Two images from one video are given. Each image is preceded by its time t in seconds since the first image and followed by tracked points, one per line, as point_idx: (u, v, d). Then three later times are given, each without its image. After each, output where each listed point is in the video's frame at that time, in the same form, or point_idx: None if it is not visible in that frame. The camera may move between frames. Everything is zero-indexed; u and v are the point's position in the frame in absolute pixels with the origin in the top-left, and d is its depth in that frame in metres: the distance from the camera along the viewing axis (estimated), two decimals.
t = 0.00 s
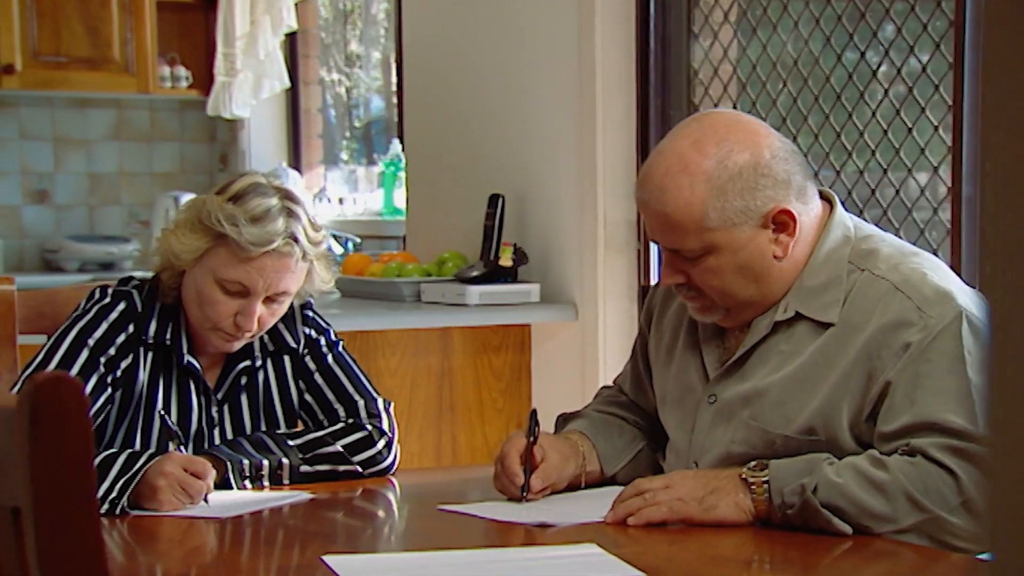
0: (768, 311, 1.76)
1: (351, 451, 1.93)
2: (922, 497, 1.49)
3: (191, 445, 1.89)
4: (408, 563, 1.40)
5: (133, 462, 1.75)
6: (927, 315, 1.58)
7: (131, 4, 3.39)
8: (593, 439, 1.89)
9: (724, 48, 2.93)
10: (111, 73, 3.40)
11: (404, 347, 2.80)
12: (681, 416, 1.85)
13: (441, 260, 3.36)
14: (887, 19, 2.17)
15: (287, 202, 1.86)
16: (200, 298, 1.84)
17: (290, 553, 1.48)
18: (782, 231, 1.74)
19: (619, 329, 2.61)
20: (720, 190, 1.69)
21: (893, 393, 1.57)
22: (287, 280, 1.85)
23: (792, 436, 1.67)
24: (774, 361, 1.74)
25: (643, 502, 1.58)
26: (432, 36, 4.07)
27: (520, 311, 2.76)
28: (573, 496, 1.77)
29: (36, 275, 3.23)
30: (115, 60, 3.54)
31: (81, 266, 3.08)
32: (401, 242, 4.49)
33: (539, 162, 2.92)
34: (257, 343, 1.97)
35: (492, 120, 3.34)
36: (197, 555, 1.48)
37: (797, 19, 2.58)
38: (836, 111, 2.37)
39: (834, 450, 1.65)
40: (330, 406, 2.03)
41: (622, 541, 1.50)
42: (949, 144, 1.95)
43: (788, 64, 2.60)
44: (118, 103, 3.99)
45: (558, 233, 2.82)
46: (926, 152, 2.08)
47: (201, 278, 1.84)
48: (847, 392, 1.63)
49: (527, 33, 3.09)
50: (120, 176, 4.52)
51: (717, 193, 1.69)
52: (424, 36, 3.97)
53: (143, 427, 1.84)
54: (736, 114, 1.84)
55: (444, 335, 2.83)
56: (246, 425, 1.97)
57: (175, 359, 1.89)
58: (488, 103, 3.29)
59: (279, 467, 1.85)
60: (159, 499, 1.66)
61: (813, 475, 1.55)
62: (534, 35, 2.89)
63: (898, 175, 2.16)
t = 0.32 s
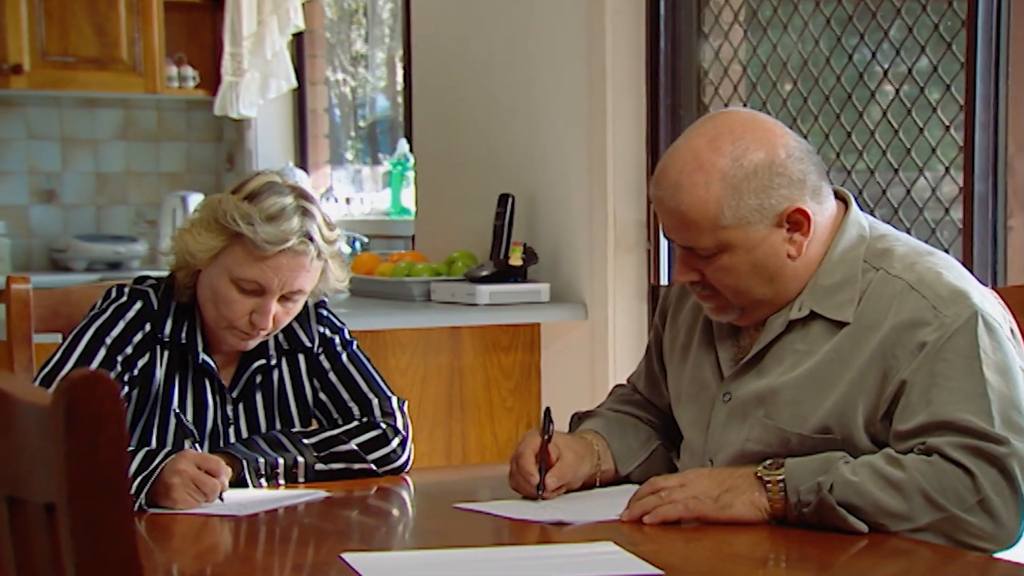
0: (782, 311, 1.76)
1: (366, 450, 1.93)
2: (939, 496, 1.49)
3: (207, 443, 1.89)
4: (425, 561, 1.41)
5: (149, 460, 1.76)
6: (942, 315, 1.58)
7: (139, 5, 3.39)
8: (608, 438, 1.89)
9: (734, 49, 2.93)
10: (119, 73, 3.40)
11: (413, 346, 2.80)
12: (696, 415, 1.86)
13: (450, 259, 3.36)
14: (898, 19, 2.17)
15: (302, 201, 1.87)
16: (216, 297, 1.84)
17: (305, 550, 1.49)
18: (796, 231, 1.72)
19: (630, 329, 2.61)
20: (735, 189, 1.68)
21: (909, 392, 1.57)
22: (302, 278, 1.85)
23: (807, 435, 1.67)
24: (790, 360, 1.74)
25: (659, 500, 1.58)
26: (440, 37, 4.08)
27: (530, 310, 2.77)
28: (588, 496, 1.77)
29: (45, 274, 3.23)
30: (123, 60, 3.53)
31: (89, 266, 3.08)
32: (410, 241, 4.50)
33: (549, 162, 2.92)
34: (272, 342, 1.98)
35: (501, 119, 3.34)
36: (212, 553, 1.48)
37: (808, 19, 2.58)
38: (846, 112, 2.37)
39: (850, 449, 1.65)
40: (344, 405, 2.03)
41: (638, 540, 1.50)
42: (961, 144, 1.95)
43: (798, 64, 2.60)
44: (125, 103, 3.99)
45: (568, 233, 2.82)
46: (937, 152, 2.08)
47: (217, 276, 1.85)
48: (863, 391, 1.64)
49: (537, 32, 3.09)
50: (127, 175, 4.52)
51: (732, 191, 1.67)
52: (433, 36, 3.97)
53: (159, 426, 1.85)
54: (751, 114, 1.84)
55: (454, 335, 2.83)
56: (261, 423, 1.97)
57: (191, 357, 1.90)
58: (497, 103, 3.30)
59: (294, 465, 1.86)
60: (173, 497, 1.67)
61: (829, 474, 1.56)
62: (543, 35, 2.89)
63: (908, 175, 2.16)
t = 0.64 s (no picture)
0: (795, 311, 1.77)
1: (380, 449, 1.94)
2: (953, 494, 1.49)
3: (220, 443, 1.90)
4: (439, 559, 1.41)
5: (164, 460, 1.76)
6: (955, 314, 1.58)
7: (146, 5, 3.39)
8: (621, 437, 1.90)
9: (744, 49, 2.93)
10: (126, 74, 3.40)
11: (423, 345, 2.80)
12: (709, 414, 1.86)
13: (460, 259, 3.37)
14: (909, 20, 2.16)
15: (318, 202, 1.87)
16: (231, 297, 1.85)
17: (318, 548, 1.49)
18: (808, 232, 1.72)
19: (639, 330, 2.61)
20: (746, 191, 1.67)
21: (923, 391, 1.58)
22: (317, 279, 1.86)
23: (821, 434, 1.68)
24: (803, 360, 1.74)
25: (674, 499, 1.59)
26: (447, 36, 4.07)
27: (539, 309, 2.77)
28: (601, 494, 1.78)
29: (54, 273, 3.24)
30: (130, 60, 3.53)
31: (97, 265, 3.09)
32: (418, 240, 4.50)
33: (559, 162, 2.92)
34: (286, 341, 1.99)
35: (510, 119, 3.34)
36: (225, 551, 1.49)
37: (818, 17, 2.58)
38: (857, 111, 2.37)
39: (864, 448, 1.66)
40: (358, 404, 2.04)
41: (652, 538, 1.50)
42: (972, 144, 1.94)
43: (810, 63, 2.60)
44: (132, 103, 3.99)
45: (577, 233, 2.83)
46: (949, 151, 2.08)
47: (233, 276, 1.85)
48: (877, 390, 1.64)
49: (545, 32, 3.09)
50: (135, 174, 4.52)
51: (743, 193, 1.67)
52: (441, 36, 3.97)
53: (173, 425, 1.86)
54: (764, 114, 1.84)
55: (463, 334, 2.84)
56: (275, 422, 1.98)
57: (205, 357, 1.90)
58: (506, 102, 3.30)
59: (308, 464, 1.87)
60: (186, 497, 1.68)
61: (844, 472, 1.56)
62: (550, 36, 2.89)
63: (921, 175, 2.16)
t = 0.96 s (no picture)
0: (807, 309, 1.77)
1: (392, 448, 1.95)
2: (966, 491, 1.50)
3: (233, 441, 1.90)
4: (453, 557, 1.42)
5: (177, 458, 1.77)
6: (967, 313, 1.58)
7: (152, 5, 3.39)
8: (632, 436, 1.91)
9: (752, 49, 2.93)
10: (133, 73, 3.40)
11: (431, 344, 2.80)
12: (721, 413, 1.87)
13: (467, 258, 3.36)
14: (917, 19, 2.16)
15: (328, 202, 1.87)
16: (242, 296, 1.85)
17: (331, 546, 1.50)
18: (820, 230, 1.73)
19: (646, 330, 2.60)
20: (759, 189, 1.68)
21: (936, 390, 1.58)
22: (327, 279, 1.86)
23: (833, 432, 1.68)
24: (815, 358, 1.74)
25: (687, 497, 1.59)
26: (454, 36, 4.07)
27: (547, 308, 2.77)
28: (613, 493, 1.78)
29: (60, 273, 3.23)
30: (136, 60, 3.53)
31: (103, 264, 3.09)
32: (423, 240, 4.49)
33: (566, 161, 2.92)
34: (299, 340, 1.99)
35: (516, 118, 3.34)
36: (239, 549, 1.49)
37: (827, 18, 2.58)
38: (866, 111, 2.37)
39: (876, 446, 1.66)
40: (370, 402, 2.05)
41: (665, 536, 1.51)
42: (982, 143, 1.95)
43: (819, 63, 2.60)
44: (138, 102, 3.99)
45: (585, 231, 2.83)
46: (958, 151, 2.07)
47: (243, 276, 1.85)
48: (889, 388, 1.65)
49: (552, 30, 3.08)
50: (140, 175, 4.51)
51: (756, 192, 1.67)
52: (447, 36, 3.97)
53: (186, 423, 1.86)
54: (776, 114, 1.84)
55: (471, 333, 2.83)
56: (287, 421, 1.98)
57: (218, 355, 1.91)
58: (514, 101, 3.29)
59: (321, 463, 1.87)
60: (200, 495, 1.68)
61: (857, 471, 1.56)
62: (558, 36, 2.88)
63: (929, 174, 2.15)
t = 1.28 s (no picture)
0: (816, 307, 1.77)
1: (401, 446, 1.95)
2: (977, 490, 1.50)
3: (243, 439, 1.90)
4: (464, 555, 1.42)
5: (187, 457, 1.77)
6: (977, 310, 1.59)
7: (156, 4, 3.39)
8: (641, 435, 1.91)
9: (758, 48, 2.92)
10: (137, 73, 3.39)
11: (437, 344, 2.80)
12: (730, 411, 1.87)
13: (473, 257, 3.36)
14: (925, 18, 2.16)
15: (335, 198, 1.87)
16: (251, 293, 1.86)
17: (341, 544, 1.50)
18: (829, 229, 1.73)
19: (653, 329, 2.60)
20: (768, 188, 1.68)
21: (946, 388, 1.58)
22: (335, 274, 1.86)
23: (843, 430, 1.68)
24: (824, 356, 1.74)
25: (697, 496, 1.59)
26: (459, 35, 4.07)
27: (554, 307, 2.77)
28: (623, 491, 1.78)
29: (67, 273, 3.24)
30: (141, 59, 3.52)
31: (108, 264, 3.08)
32: (427, 239, 4.49)
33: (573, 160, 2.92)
34: (309, 338, 2.00)
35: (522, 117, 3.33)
36: (249, 547, 1.50)
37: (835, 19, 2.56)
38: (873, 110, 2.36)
39: (885, 444, 1.67)
40: (380, 401, 2.05)
41: (676, 534, 1.51)
42: (989, 143, 1.95)
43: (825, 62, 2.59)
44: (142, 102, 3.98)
45: (592, 230, 2.83)
46: (965, 150, 2.05)
47: (252, 273, 1.86)
48: (899, 386, 1.65)
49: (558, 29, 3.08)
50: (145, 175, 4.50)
51: (766, 191, 1.68)
52: (452, 34, 3.97)
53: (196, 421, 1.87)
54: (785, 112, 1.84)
55: (477, 332, 2.83)
56: (297, 419, 1.99)
57: (227, 353, 1.91)
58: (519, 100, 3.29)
59: (331, 461, 1.88)
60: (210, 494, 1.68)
61: (867, 469, 1.57)
62: (564, 34, 2.88)
63: (935, 173, 2.14)
